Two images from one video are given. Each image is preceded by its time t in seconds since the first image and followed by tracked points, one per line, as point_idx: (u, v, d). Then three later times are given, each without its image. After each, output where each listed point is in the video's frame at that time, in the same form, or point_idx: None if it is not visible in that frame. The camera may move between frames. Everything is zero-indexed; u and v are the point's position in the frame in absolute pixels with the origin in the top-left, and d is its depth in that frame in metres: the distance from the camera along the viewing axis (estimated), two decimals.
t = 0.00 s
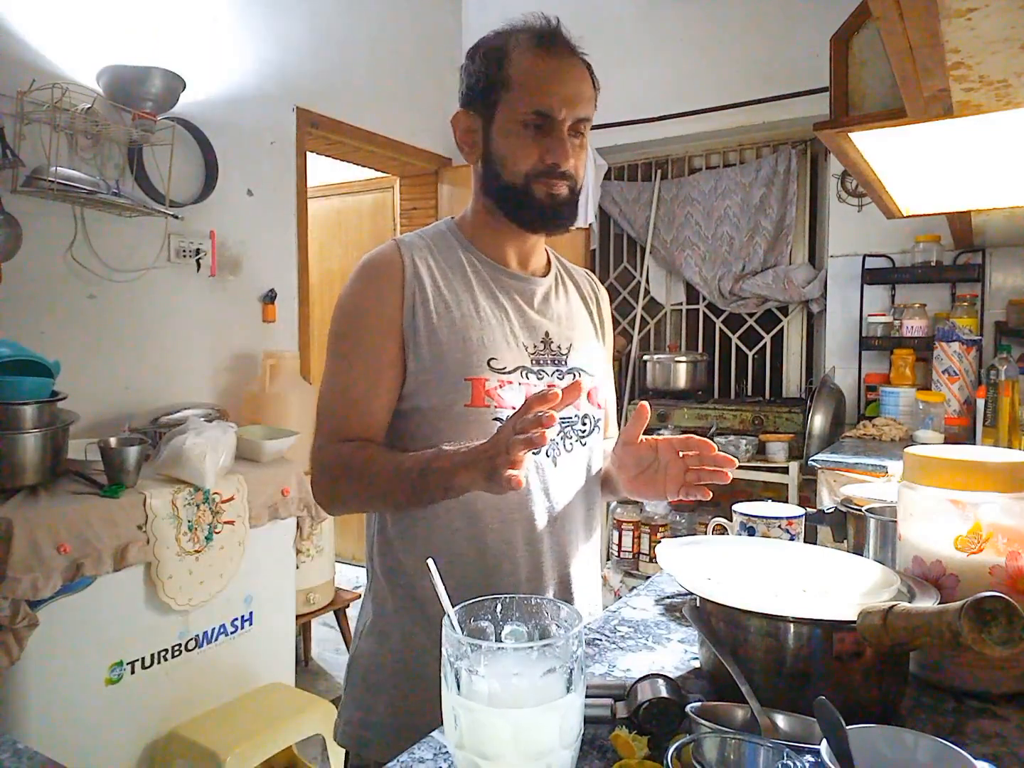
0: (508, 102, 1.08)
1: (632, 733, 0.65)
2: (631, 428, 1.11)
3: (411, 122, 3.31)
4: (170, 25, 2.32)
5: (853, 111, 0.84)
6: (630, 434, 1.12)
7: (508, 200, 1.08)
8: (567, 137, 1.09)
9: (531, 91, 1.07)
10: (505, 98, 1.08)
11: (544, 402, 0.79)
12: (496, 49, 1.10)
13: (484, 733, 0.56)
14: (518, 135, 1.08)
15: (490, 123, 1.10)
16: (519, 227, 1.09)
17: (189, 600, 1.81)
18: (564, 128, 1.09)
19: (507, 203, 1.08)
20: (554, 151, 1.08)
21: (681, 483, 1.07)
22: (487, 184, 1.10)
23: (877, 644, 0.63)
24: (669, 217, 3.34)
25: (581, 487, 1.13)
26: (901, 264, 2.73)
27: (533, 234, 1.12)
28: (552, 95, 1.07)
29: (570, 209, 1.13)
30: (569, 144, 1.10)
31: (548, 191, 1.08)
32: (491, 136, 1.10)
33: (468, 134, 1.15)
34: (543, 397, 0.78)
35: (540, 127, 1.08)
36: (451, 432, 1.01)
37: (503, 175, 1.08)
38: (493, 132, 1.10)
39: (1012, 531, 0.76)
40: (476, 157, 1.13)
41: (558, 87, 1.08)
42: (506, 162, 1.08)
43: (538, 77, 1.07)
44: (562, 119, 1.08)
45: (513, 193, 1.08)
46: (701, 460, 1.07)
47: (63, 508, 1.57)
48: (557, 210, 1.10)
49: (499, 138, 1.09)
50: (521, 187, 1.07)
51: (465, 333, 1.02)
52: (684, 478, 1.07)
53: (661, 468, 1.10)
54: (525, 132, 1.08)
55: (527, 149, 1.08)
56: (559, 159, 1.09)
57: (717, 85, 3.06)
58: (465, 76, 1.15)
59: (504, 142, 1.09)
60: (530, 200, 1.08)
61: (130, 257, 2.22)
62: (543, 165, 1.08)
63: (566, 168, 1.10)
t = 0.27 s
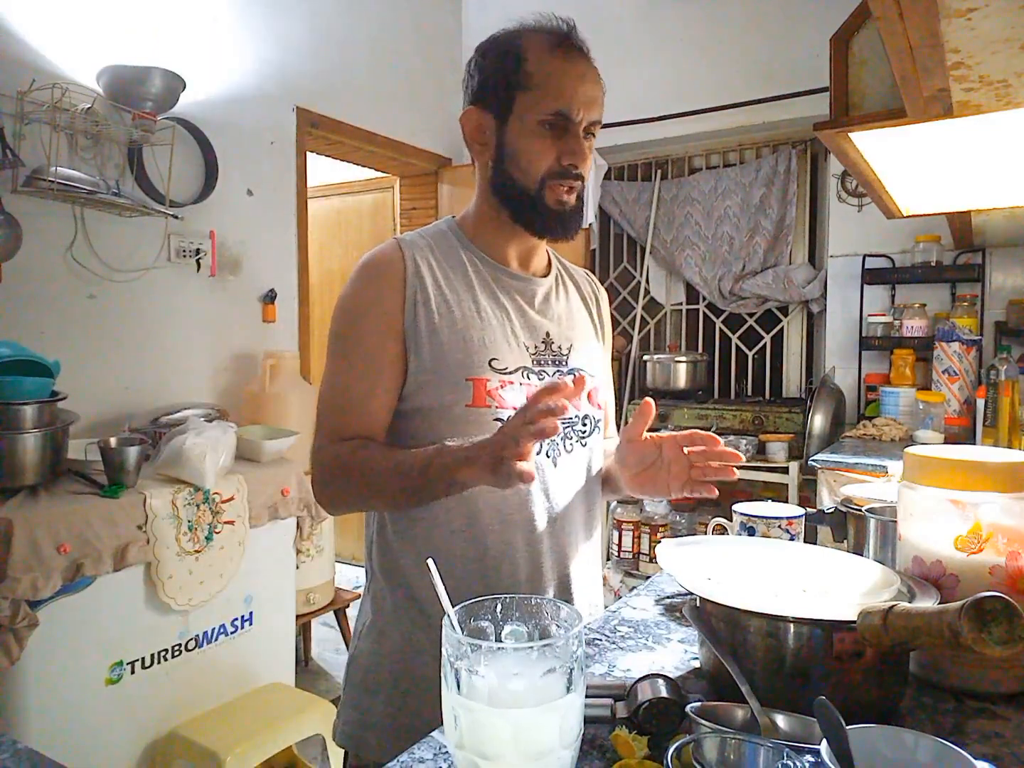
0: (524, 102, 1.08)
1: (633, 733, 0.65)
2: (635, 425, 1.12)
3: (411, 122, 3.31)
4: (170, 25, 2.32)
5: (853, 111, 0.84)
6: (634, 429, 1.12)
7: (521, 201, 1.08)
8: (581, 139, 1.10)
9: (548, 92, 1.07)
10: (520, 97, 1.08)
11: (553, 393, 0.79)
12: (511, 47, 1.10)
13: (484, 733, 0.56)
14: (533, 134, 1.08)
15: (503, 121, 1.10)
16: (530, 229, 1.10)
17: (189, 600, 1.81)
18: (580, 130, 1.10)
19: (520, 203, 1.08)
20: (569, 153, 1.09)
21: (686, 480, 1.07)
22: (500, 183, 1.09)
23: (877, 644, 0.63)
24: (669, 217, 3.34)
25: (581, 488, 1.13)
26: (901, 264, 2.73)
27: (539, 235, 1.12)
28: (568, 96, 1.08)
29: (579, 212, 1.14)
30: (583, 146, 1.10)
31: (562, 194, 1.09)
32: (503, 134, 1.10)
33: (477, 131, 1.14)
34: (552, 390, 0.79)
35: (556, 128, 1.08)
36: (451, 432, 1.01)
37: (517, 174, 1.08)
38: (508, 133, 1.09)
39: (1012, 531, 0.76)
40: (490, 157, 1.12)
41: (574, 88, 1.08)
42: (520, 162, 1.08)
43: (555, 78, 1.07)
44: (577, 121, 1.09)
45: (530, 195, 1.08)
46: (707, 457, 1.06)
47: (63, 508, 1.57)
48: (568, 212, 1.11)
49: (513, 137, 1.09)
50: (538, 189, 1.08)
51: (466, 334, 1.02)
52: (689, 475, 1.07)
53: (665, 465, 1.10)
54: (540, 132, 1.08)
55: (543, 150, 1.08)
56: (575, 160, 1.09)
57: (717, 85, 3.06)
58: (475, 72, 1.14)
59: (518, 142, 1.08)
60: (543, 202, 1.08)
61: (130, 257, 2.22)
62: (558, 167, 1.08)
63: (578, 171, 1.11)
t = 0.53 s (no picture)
0: (528, 101, 1.08)
1: (632, 733, 0.65)
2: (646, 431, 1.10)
3: (411, 122, 3.31)
4: (170, 25, 2.32)
5: (853, 111, 0.84)
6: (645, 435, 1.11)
7: (525, 201, 1.08)
8: (584, 139, 1.10)
9: (552, 91, 1.07)
10: (524, 97, 1.08)
11: (568, 405, 0.78)
12: (514, 48, 1.10)
13: (484, 733, 0.56)
14: (537, 134, 1.08)
15: (507, 121, 1.10)
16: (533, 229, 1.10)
17: (189, 600, 1.81)
18: (583, 130, 1.10)
19: (523, 203, 1.08)
20: (573, 152, 1.09)
21: (693, 485, 1.07)
22: (504, 183, 1.09)
23: (877, 644, 0.63)
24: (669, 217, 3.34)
25: (581, 488, 1.13)
26: (901, 264, 2.73)
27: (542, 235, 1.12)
28: (572, 96, 1.08)
29: (581, 212, 1.14)
30: (586, 145, 1.10)
31: (566, 193, 1.09)
32: (507, 134, 1.10)
33: (480, 132, 1.13)
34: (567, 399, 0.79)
35: (560, 127, 1.08)
36: (452, 431, 1.01)
37: (521, 174, 1.08)
38: (512, 132, 1.09)
39: (1012, 531, 0.76)
40: (493, 155, 1.12)
41: (577, 88, 1.08)
42: (524, 161, 1.08)
43: (558, 78, 1.08)
44: (581, 121, 1.09)
45: (533, 193, 1.08)
46: (715, 463, 1.06)
47: (63, 508, 1.57)
48: (571, 212, 1.11)
49: (517, 137, 1.09)
50: (543, 188, 1.08)
51: (467, 334, 1.02)
52: (696, 481, 1.07)
53: (672, 470, 1.09)
54: (544, 131, 1.08)
55: (547, 149, 1.08)
56: (579, 160, 1.09)
57: (717, 85, 3.06)
58: (477, 74, 1.14)
59: (522, 142, 1.08)
60: (546, 201, 1.08)
61: (130, 257, 2.22)
62: (562, 166, 1.08)
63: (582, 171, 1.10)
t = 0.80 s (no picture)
0: (528, 102, 1.08)
1: (633, 733, 0.65)
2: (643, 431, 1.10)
3: (411, 122, 3.31)
4: (170, 25, 2.32)
5: (854, 111, 0.84)
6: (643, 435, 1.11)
7: (524, 201, 1.08)
8: (583, 138, 1.10)
9: (551, 91, 1.07)
10: (524, 97, 1.08)
11: (569, 404, 0.78)
12: (514, 48, 1.10)
13: (484, 733, 0.56)
14: (536, 134, 1.08)
15: (506, 121, 1.10)
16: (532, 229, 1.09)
17: (189, 600, 1.81)
18: (582, 129, 1.10)
19: (523, 203, 1.08)
20: (572, 152, 1.09)
21: (690, 485, 1.07)
22: (504, 183, 1.09)
23: (877, 644, 0.63)
24: (669, 217, 3.34)
25: (580, 488, 1.13)
26: (901, 264, 2.73)
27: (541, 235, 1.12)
28: (572, 96, 1.08)
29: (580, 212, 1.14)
30: (585, 145, 1.10)
31: (565, 191, 1.09)
32: (507, 135, 1.10)
33: (480, 133, 1.13)
34: (568, 400, 0.78)
35: (560, 127, 1.08)
36: (452, 431, 1.01)
37: (521, 173, 1.08)
38: (511, 132, 1.09)
39: (1012, 531, 0.76)
40: (492, 156, 1.11)
41: (577, 88, 1.08)
42: (524, 161, 1.08)
43: (558, 78, 1.08)
44: (580, 120, 1.09)
45: (533, 194, 1.08)
46: (712, 462, 1.06)
47: (64, 508, 1.57)
48: (571, 212, 1.10)
49: (517, 137, 1.08)
50: (542, 188, 1.08)
51: (467, 334, 1.02)
52: (693, 480, 1.07)
53: (670, 469, 1.09)
54: (544, 132, 1.08)
55: (547, 149, 1.08)
56: (579, 160, 1.09)
57: (717, 85, 3.06)
58: (476, 75, 1.14)
59: (522, 142, 1.08)
60: (546, 201, 1.08)
61: (130, 257, 2.22)
62: (561, 165, 1.08)
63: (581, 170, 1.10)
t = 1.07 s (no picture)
0: (528, 101, 1.08)
1: (632, 733, 0.65)
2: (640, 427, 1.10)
3: (411, 122, 3.31)
4: (170, 25, 2.32)
5: (853, 111, 0.84)
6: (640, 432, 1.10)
7: (524, 202, 1.08)
8: (583, 138, 1.10)
9: (551, 91, 1.07)
10: (524, 97, 1.08)
11: (572, 400, 0.79)
12: (513, 48, 1.10)
13: (484, 733, 0.56)
14: (537, 134, 1.08)
15: (506, 121, 1.09)
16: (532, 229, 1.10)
17: (189, 600, 1.81)
18: (581, 130, 1.10)
19: (523, 203, 1.08)
20: (572, 151, 1.09)
21: (688, 483, 1.08)
22: (503, 184, 1.09)
23: (877, 644, 0.63)
24: (669, 217, 3.33)
25: (580, 488, 1.13)
26: (901, 264, 2.73)
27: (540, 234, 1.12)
28: (572, 96, 1.08)
29: (579, 212, 1.14)
30: (585, 145, 1.11)
31: (565, 192, 1.09)
32: (506, 135, 1.09)
33: (479, 133, 1.13)
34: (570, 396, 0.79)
35: (560, 128, 1.08)
36: (453, 430, 1.01)
37: (522, 173, 1.08)
38: (511, 133, 1.09)
39: (1012, 531, 0.76)
40: (491, 158, 1.11)
41: (577, 88, 1.09)
42: (524, 162, 1.08)
43: (558, 78, 1.08)
44: (580, 121, 1.10)
45: (533, 194, 1.08)
46: (709, 460, 1.07)
47: (64, 508, 1.57)
48: (569, 212, 1.11)
49: (517, 138, 1.08)
50: (542, 189, 1.08)
51: (466, 333, 1.02)
52: (691, 479, 1.07)
53: (668, 468, 1.09)
54: (544, 131, 1.08)
55: (547, 150, 1.08)
56: (578, 160, 1.09)
57: (717, 85, 3.06)
58: (475, 75, 1.14)
59: (522, 142, 1.08)
60: (546, 202, 1.08)
61: (130, 257, 2.22)
62: (561, 166, 1.08)
63: (580, 171, 1.11)
